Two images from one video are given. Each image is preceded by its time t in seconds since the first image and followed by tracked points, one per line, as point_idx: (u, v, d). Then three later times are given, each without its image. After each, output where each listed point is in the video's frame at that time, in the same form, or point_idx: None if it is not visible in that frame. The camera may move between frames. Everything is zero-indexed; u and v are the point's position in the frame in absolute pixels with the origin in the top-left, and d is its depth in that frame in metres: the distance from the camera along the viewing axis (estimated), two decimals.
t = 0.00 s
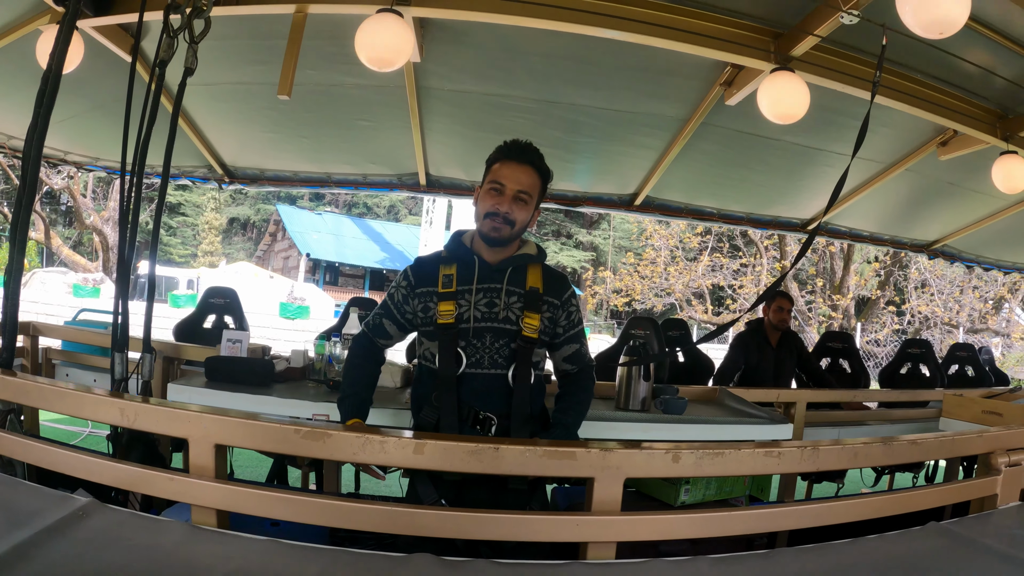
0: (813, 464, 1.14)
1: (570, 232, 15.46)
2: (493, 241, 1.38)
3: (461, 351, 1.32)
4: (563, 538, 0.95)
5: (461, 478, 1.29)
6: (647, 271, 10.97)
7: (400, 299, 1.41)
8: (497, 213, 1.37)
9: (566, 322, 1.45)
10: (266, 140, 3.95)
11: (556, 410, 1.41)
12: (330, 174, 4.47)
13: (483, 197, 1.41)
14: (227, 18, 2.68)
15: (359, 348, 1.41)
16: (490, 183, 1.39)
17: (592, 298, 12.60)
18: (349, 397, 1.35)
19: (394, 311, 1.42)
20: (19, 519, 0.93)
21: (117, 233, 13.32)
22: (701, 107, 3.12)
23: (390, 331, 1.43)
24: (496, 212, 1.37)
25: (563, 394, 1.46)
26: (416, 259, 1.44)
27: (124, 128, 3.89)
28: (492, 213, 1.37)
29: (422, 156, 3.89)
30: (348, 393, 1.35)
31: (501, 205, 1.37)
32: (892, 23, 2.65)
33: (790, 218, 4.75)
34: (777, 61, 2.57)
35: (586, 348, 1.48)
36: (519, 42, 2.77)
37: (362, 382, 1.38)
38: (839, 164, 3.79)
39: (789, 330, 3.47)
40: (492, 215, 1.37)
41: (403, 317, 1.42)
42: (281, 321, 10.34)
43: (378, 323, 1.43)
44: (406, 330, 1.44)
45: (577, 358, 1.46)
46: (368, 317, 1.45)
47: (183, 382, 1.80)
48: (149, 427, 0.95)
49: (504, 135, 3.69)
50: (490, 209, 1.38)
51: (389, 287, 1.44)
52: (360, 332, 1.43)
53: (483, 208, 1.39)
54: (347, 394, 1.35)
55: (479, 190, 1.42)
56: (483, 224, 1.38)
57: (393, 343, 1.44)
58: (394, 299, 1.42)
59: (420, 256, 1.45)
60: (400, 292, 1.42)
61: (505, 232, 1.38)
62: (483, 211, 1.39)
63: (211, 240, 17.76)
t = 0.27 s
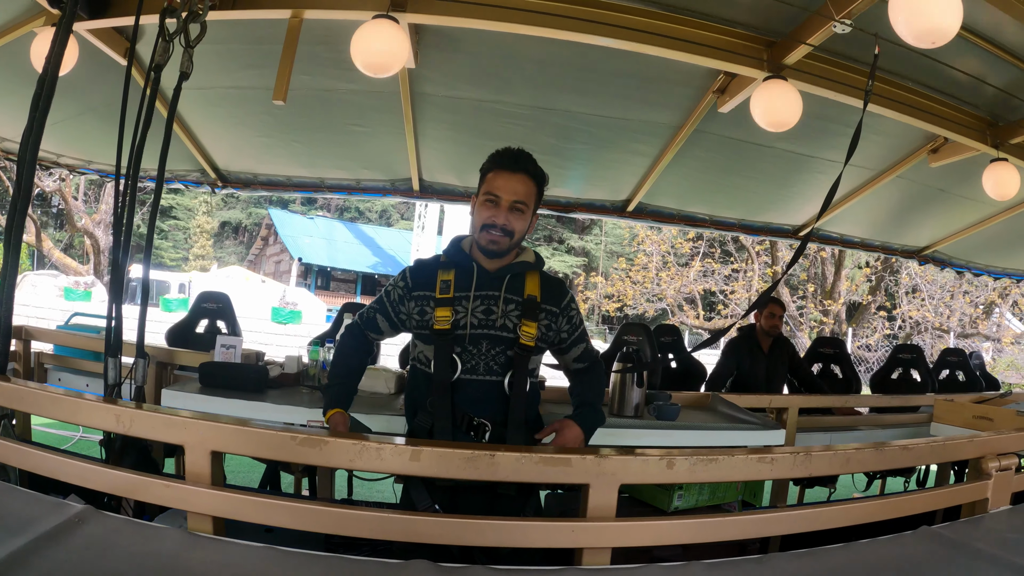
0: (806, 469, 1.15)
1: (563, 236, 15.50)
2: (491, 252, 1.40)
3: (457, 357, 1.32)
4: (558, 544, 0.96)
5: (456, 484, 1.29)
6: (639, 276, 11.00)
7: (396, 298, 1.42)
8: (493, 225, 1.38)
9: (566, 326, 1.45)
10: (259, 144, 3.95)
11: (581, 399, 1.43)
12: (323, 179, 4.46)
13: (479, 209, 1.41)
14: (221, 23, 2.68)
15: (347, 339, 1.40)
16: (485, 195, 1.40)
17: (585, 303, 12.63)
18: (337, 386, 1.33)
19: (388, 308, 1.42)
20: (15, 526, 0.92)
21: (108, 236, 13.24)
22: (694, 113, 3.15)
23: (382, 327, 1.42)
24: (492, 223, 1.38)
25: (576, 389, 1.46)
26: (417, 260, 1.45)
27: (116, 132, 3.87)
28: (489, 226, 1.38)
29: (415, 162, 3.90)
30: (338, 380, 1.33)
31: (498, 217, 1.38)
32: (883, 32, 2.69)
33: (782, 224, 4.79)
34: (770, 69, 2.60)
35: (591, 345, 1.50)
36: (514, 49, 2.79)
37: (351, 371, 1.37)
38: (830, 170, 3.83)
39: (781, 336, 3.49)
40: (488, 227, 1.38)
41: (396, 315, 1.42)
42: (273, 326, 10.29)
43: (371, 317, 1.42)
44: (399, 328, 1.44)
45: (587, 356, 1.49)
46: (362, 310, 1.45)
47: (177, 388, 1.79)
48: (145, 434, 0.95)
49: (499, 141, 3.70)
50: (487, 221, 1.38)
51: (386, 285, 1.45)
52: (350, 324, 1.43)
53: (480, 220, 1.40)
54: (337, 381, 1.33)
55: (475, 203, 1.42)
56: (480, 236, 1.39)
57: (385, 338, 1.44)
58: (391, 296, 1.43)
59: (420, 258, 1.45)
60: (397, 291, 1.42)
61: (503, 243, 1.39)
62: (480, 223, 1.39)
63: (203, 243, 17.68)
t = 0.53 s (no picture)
0: (801, 475, 1.17)
1: (560, 237, 15.54)
2: (493, 261, 1.41)
3: (458, 365, 1.34)
4: (557, 549, 0.97)
5: (456, 490, 1.30)
6: (636, 278, 11.02)
7: (399, 311, 1.43)
8: (495, 234, 1.39)
9: (566, 332, 1.48)
10: (258, 147, 3.96)
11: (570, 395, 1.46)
12: (321, 182, 4.47)
13: (480, 217, 1.42)
14: (221, 27, 2.69)
15: (356, 356, 1.43)
16: (485, 204, 1.41)
17: (582, 304, 12.65)
18: (340, 412, 1.37)
19: (393, 323, 1.43)
20: (22, 533, 0.93)
21: (104, 237, 13.21)
22: (691, 118, 3.17)
23: (390, 344, 1.44)
24: (493, 232, 1.39)
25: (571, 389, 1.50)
26: (416, 270, 1.46)
27: (114, 134, 3.88)
28: (491, 234, 1.39)
29: (414, 165, 3.92)
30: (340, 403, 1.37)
31: (499, 225, 1.39)
32: (879, 39, 2.71)
33: (778, 227, 4.82)
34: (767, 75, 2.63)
35: (592, 347, 1.53)
36: (512, 54, 2.80)
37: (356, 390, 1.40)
38: (826, 174, 3.85)
39: (777, 339, 3.52)
40: (490, 236, 1.39)
41: (401, 328, 1.43)
42: (270, 326, 10.28)
43: (377, 335, 1.44)
44: (406, 342, 1.46)
45: (588, 358, 1.52)
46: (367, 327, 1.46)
47: (179, 393, 1.80)
48: (150, 442, 0.96)
49: (497, 144, 3.72)
50: (488, 229, 1.40)
51: (389, 298, 1.45)
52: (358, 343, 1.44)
53: (481, 229, 1.41)
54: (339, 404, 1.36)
55: (475, 211, 1.44)
56: (482, 245, 1.40)
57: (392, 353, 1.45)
58: (393, 310, 1.43)
59: (419, 269, 1.46)
60: (399, 304, 1.43)
61: (505, 252, 1.40)
62: (482, 232, 1.40)
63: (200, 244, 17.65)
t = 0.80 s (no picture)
0: (799, 475, 1.19)
1: (559, 237, 15.55)
2: (495, 265, 1.42)
3: (464, 368, 1.36)
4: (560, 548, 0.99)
5: (459, 490, 1.32)
6: (635, 277, 11.04)
7: (406, 319, 1.44)
8: (497, 238, 1.41)
9: (567, 332, 1.50)
10: (258, 148, 3.97)
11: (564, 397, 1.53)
12: (322, 182, 4.48)
13: (482, 222, 1.44)
14: (224, 30, 2.71)
15: (364, 367, 1.44)
16: (487, 209, 1.43)
17: (581, 304, 12.67)
18: (350, 425, 1.39)
19: (400, 332, 1.44)
20: (33, 535, 0.95)
21: (103, 237, 13.21)
22: (691, 120, 3.19)
23: (399, 352, 1.45)
24: (496, 237, 1.41)
25: (565, 387, 1.57)
26: (419, 276, 1.48)
27: (116, 135, 3.89)
28: (494, 239, 1.41)
29: (414, 166, 3.94)
30: (350, 415, 1.40)
31: (501, 229, 1.41)
32: (877, 42, 2.73)
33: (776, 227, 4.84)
34: (766, 79, 2.65)
35: (587, 347, 1.57)
36: (513, 57, 2.82)
37: (364, 400, 1.42)
38: (825, 175, 3.87)
39: (776, 340, 3.54)
40: (492, 240, 1.41)
41: (409, 336, 1.45)
42: (269, 326, 10.29)
43: (385, 346, 1.45)
44: (414, 349, 1.47)
45: (583, 356, 1.57)
46: (375, 338, 1.47)
47: (183, 395, 1.82)
48: (159, 444, 0.98)
49: (497, 146, 3.73)
50: (490, 233, 1.42)
51: (395, 307, 1.47)
52: (367, 354, 1.45)
53: (484, 234, 1.43)
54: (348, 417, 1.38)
55: (477, 216, 1.46)
56: (484, 249, 1.41)
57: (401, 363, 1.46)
58: (399, 319, 1.45)
59: (422, 275, 1.48)
60: (405, 311, 1.44)
61: (507, 255, 1.42)
62: (484, 236, 1.42)
63: (198, 243, 17.64)
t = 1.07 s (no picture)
0: (800, 474, 1.19)
1: (558, 237, 15.55)
2: (495, 264, 1.42)
3: (465, 368, 1.36)
4: (561, 548, 0.99)
5: (460, 490, 1.32)
6: (634, 278, 11.04)
7: (408, 322, 1.44)
8: (496, 237, 1.41)
9: (566, 332, 1.51)
10: (259, 149, 3.97)
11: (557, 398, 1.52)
12: (322, 184, 4.48)
13: (481, 222, 1.44)
14: (224, 31, 2.71)
15: (372, 375, 1.44)
16: (485, 209, 1.43)
17: (581, 304, 12.67)
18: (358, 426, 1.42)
19: (403, 336, 1.44)
20: (35, 535, 0.95)
21: (102, 237, 13.20)
22: (690, 121, 3.19)
23: (404, 357, 1.45)
24: (494, 236, 1.41)
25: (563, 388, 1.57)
26: (420, 279, 1.48)
27: (116, 136, 3.89)
28: (492, 238, 1.41)
29: (414, 167, 3.94)
30: (360, 423, 1.41)
31: (500, 229, 1.42)
32: (876, 43, 2.74)
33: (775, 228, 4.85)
34: (765, 80, 2.66)
35: (587, 349, 1.57)
36: (513, 58, 2.82)
37: (372, 409, 1.43)
38: (825, 176, 3.88)
39: (775, 340, 3.54)
40: (492, 240, 1.41)
41: (412, 340, 1.45)
42: (269, 327, 10.28)
43: (390, 351, 1.45)
44: (418, 354, 1.47)
45: (582, 359, 1.56)
46: (379, 345, 1.47)
47: (184, 395, 1.82)
48: (162, 445, 0.98)
49: (497, 147, 3.74)
50: (489, 233, 1.42)
51: (397, 311, 1.47)
52: (374, 362, 1.45)
53: (483, 233, 1.43)
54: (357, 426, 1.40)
55: (476, 216, 1.46)
56: (484, 249, 1.42)
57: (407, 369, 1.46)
58: (402, 322, 1.45)
59: (423, 277, 1.48)
60: (407, 315, 1.45)
61: (506, 255, 1.42)
62: (483, 236, 1.43)
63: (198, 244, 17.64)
